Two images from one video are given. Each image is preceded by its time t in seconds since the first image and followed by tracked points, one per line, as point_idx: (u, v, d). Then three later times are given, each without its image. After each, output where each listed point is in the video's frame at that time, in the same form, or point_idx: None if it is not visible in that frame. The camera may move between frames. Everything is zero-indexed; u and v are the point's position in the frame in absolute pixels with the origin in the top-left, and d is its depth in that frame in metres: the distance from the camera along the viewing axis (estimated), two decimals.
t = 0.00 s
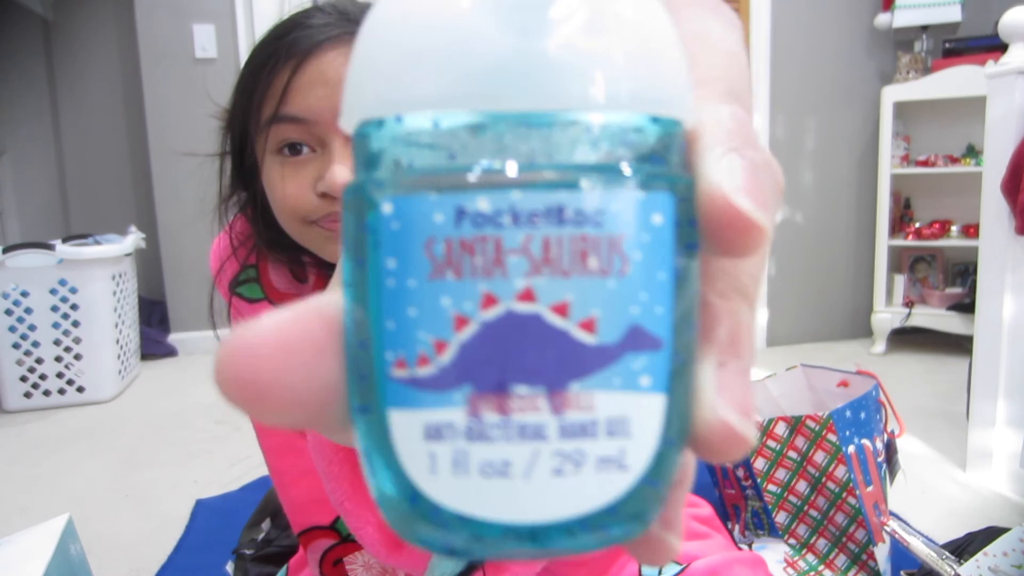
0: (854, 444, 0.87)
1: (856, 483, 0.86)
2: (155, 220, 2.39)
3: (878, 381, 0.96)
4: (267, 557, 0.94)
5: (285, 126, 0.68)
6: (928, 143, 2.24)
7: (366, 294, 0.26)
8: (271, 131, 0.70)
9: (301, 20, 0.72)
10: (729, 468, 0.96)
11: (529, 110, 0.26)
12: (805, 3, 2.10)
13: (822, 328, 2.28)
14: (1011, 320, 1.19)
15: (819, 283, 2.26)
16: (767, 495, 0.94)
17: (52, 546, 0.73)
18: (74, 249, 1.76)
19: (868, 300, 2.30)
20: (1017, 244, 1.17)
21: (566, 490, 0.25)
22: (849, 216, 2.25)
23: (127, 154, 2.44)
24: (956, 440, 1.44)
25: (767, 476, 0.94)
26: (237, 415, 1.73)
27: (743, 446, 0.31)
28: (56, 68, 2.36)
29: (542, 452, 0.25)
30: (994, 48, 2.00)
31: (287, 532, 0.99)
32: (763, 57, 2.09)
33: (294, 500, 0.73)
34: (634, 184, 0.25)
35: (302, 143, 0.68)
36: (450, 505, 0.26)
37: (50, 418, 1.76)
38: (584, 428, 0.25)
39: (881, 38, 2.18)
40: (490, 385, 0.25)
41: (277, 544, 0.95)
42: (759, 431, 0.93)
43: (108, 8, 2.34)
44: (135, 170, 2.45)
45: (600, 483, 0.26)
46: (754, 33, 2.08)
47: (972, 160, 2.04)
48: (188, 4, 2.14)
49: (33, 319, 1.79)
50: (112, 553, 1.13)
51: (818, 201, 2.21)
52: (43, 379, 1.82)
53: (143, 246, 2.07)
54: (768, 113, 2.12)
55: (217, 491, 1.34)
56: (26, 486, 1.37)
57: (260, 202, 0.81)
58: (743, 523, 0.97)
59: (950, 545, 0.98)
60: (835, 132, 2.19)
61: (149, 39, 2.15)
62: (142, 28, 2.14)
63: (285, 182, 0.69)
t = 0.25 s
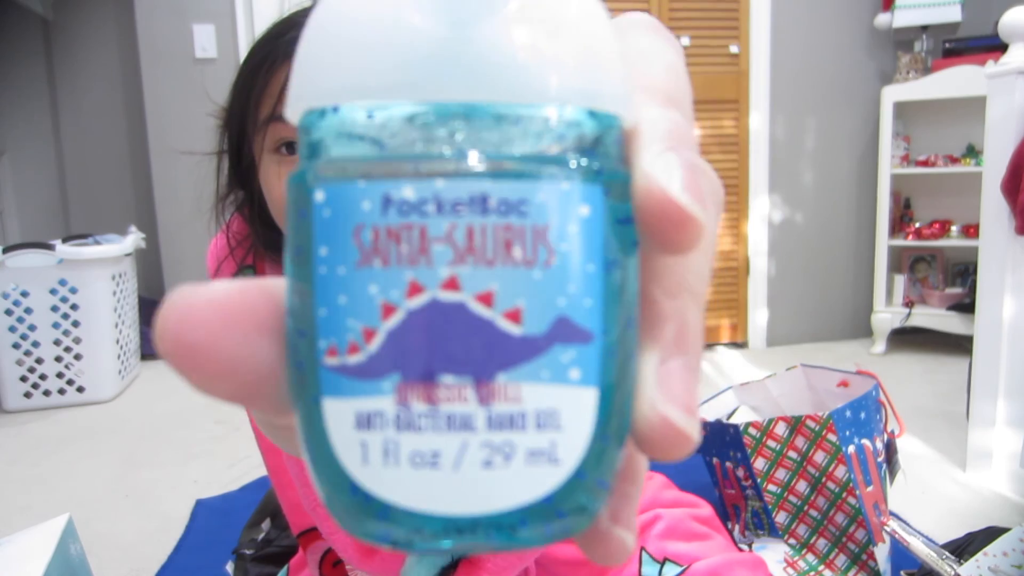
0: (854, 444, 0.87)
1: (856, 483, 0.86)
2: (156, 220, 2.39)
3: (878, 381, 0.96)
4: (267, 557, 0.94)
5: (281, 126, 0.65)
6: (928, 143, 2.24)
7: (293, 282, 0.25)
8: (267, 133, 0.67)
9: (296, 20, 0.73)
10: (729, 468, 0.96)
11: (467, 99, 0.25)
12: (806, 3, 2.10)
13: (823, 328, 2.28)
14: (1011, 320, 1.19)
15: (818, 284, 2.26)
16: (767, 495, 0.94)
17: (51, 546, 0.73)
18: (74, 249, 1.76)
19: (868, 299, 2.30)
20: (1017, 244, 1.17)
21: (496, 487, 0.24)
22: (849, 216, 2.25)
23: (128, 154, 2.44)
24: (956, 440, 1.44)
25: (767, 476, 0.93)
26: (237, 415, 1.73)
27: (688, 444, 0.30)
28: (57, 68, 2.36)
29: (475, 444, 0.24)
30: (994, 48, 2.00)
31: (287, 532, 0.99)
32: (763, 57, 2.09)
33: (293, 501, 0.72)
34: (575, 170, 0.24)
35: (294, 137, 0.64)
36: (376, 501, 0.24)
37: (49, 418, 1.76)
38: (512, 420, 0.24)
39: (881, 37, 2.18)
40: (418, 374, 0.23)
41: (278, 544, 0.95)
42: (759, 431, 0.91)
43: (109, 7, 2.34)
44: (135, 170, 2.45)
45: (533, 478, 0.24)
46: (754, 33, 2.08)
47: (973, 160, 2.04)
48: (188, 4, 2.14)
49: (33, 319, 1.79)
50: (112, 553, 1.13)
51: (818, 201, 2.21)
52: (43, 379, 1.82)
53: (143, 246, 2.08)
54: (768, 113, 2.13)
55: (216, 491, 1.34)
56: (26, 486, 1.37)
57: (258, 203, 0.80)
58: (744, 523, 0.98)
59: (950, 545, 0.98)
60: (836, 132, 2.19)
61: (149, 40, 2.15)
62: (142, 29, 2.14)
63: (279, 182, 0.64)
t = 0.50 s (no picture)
0: (854, 444, 0.87)
1: (856, 483, 0.86)
2: (156, 220, 2.39)
3: (878, 381, 0.96)
4: (266, 557, 0.94)
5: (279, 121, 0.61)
6: (928, 143, 2.24)
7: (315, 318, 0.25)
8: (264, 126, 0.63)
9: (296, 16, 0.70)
10: (730, 468, 0.97)
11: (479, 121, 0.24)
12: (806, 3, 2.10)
13: (822, 328, 2.28)
14: (1011, 320, 1.19)
15: (818, 284, 2.26)
16: (767, 495, 0.93)
17: (50, 546, 0.73)
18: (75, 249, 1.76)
19: (868, 300, 2.30)
20: (1017, 244, 1.17)
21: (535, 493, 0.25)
22: (849, 216, 2.25)
23: (128, 154, 2.44)
24: (956, 440, 1.45)
25: (767, 476, 0.93)
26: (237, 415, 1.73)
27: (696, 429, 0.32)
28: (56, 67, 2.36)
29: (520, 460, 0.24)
30: (994, 48, 2.00)
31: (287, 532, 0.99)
32: (763, 57, 2.09)
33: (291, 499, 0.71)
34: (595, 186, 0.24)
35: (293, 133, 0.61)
36: (400, 552, 0.22)
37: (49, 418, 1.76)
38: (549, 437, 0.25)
39: (881, 37, 2.18)
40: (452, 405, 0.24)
41: (278, 544, 0.95)
42: (759, 431, 0.91)
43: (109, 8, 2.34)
44: (135, 170, 2.45)
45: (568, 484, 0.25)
46: (754, 33, 2.08)
47: (972, 160, 2.04)
48: (189, 4, 2.15)
49: (32, 319, 1.79)
50: (112, 553, 1.13)
51: (818, 201, 2.21)
52: (44, 379, 1.82)
53: (143, 246, 2.08)
54: (768, 113, 2.13)
55: (216, 491, 1.34)
56: (26, 487, 1.37)
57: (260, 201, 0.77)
58: (744, 523, 0.98)
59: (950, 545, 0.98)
60: (836, 132, 2.19)
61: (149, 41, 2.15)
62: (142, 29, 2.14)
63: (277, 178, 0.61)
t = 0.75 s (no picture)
0: (854, 444, 0.87)
1: (856, 483, 0.86)
2: (156, 220, 2.39)
3: (878, 381, 0.96)
4: (267, 557, 0.94)
5: (313, 111, 0.65)
6: (928, 143, 2.24)
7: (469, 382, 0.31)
8: (294, 109, 0.66)
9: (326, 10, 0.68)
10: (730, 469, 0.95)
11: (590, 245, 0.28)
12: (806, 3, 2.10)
13: (822, 328, 2.28)
14: (1011, 321, 1.19)
15: (818, 284, 2.26)
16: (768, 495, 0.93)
17: (51, 546, 0.73)
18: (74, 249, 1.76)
19: (868, 300, 2.30)
20: (1017, 245, 1.17)
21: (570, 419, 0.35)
22: (849, 216, 2.25)
23: (128, 154, 2.44)
24: (956, 440, 1.44)
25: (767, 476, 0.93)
26: (237, 415, 1.73)
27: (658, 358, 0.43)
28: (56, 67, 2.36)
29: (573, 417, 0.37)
30: (994, 48, 2.00)
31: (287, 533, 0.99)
32: (763, 57, 2.09)
33: (292, 493, 0.72)
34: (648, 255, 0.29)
35: (330, 124, 0.65)
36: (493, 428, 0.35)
37: (49, 418, 1.76)
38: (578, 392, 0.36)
39: (881, 37, 2.18)
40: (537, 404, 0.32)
41: (278, 543, 0.95)
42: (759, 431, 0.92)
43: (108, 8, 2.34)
44: (135, 170, 2.45)
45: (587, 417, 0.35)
46: (754, 33, 2.08)
47: (972, 160, 2.04)
48: (188, 4, 2.15)
49: (32, 319, 1.79)
50: (111, 553, 1.13)
51: (818, 201, 2.21)
52: (44, 379, 1.81)
53: (143, 246, 2.08)
54: (768, 113, 2.13)
55: (216, 491, 1.34)
56: (26, 486, 1.37)
57: (269, 184, 0.75)
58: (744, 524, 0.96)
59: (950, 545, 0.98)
60: (836, 132, 2.19)
61: (149, 41, 2.15)
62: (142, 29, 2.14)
63: (308, 163, 0.65)
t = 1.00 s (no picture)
0: (854, 444, 0.87)
1: (856, 483, 0.86)
2: (156, 221, 2.39)
3: (878, 381, 0.96)
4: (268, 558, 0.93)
5: (397, 120, 0.69)
6: (928, 143, 2.24)
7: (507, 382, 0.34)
8: (379, 118, 0.71)
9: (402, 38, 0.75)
10: (730, 468, 0.94)
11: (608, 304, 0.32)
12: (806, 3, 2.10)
13: (822, 328, 2.28)
14: (1011, 320, 1.19)
15: (818, 284, 2.26)
16: (767, 495, 0.92)
17: (51, 546, 0.73)
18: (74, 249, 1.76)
19: (868, 300, 2.30)
20: (1017, 245, 1.17)
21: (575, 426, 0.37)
22: (849, 216, 2.25)
23: (127, 155, 2.44)
24: (956, 440, 1.45)
25: (767, 477, 0.92)
26: (237, 415, 1.73)
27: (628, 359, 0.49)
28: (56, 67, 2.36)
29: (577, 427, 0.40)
30: (994, 48, 2.00)
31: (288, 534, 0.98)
32: (762, 57, 2.09)
33: (313, 474, 0.73)
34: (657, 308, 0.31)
35: (413, 132, 0.69)
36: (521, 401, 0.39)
37: (49, 418, 1.76)
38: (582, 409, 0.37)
39: (880, 37, 2.18)
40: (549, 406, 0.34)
41: (279, 544, 0.95)
42: (759, 431, 0.90)
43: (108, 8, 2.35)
44: (134, 170, 2.45)
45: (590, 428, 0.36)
46: (753, 32, 2.08)
47: (972, 160, 2.04)
48: (188, 4, 2.15)
49: (32, 319, 1.79)
50: (111, 553, 1.13)
51: (818, 201, 2.21)
52: (44, 379, 1.81)
53: (143, 246, 2.07)
54: (768, 113, 2.13)
55: (216, 491, 1.34)
56: (26, 486, 1.37)
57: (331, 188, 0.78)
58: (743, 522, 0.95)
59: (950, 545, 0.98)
60: (836, 132, 2.19)
61: (149, 41, 2.15)
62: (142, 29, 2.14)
63: (386, 165, 0.70)
